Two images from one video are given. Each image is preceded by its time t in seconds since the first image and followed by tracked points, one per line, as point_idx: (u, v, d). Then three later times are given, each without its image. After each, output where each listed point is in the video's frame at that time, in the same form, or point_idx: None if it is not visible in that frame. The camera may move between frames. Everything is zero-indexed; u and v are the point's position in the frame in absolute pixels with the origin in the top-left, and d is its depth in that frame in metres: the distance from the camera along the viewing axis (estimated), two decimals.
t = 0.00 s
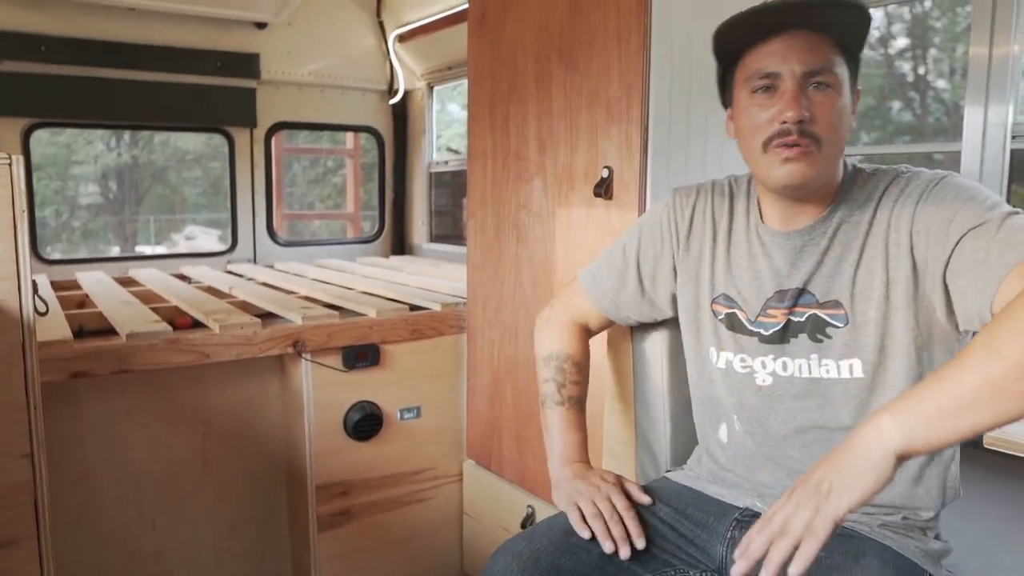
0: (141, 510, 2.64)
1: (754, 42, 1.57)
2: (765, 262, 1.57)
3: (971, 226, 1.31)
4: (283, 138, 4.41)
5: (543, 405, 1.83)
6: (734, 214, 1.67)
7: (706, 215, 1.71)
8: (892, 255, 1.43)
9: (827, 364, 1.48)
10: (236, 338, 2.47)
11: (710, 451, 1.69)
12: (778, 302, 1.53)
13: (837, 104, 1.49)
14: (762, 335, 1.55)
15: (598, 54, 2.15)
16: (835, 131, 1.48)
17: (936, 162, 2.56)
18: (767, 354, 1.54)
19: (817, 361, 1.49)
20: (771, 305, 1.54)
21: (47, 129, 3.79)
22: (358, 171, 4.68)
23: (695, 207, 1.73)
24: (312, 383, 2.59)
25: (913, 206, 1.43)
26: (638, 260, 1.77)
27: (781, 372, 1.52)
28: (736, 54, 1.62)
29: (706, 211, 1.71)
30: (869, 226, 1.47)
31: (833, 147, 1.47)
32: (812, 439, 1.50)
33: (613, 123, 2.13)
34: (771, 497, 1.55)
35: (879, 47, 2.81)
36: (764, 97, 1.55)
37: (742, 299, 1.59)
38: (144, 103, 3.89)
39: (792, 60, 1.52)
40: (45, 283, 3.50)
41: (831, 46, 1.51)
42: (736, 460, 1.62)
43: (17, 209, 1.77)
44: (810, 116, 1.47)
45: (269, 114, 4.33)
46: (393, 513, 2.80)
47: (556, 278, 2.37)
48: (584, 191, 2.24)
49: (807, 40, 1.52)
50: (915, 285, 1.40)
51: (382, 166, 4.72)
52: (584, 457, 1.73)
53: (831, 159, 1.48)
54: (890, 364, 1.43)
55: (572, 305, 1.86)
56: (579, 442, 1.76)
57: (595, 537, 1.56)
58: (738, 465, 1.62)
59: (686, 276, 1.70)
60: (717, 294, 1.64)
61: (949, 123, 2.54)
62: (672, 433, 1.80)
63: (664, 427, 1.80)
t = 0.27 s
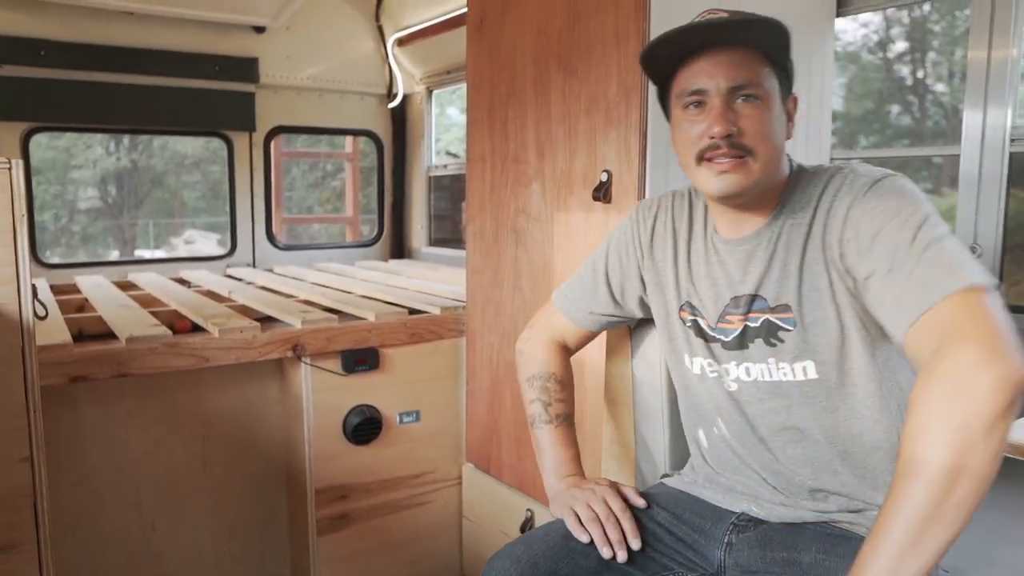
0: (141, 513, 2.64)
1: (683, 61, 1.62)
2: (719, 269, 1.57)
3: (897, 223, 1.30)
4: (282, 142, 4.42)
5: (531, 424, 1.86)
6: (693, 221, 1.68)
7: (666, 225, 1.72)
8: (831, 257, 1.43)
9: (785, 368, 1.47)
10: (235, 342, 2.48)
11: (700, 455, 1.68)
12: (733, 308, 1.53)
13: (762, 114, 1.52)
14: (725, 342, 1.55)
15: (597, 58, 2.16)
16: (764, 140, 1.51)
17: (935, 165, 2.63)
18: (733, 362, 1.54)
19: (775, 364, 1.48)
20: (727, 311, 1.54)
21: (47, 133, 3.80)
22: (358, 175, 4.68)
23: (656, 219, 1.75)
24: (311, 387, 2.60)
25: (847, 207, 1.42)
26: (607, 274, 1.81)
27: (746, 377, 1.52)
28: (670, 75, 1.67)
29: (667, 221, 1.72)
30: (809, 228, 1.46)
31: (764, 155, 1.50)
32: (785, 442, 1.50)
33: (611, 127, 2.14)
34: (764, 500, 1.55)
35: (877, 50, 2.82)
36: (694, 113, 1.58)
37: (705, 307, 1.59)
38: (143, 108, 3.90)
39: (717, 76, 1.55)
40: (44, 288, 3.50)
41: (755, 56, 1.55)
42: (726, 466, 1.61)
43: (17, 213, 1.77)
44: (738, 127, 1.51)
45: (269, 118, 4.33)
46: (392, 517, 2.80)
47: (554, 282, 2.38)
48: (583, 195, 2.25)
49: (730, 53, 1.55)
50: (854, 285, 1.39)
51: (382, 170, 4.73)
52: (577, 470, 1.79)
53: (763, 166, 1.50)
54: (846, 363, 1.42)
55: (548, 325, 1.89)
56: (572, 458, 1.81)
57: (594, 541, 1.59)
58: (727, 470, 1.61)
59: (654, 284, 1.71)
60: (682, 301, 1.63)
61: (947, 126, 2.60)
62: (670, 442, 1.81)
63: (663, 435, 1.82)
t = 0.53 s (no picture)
0: (141, 515, 2.63)
1: (624, 88, 1.64)
2: (686, 278, 1.60)
3: (825, 216, 1.34)
4: (283, 143, 4.42)
5: (536, 441, 1.88)
6: (659, 235, 1.70)
7: (637, 244, 1.74)
8: (771, 253, 1.46)
9: (749, 368, 1.49)
10: (236, 343, 2.48)
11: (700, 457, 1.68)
12: (702, 316, 1.55)
13: (697, 136, 1.54)
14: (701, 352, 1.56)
15: (597, 59, 2.16)
16: (701, 161, 1.52)
17: (936, 167, 2.64)
18: (708, 369, 1.56)
19: (741, 367, 1.50)
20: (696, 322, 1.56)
21: (48, 135, 3.80)
22: (359, 177, 4.68)
23: (629, 240, 1.77)
24: (313, 389, 2.59)
25: (779, 204, 1.46)
26: (591, 296, 1.86)
27: (719, 386, 1.54)
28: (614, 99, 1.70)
29: (639, 238, 1.74)
30: (749, 227, 1.50)
31: (703, 177, 1.51)
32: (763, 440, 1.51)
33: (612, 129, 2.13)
34: (765, 500, 1.54)
35: (878, 51, 2.81)
36: (635, 142, 1.61)
37: (681, 317, 1.60)
38: (144, 109, 3.90)
39: (652, 103, 1.57)
40: (46, 289, 3.50)
41: (688, 81, 1.55)
42: (723, 468, 1.62)
43: (19, 215, 1.77)
44: (679, 151, 1.53)
45: (270, 120, 4.33)
46: (392, 518, 2.80)
47: (555, 283, 2.38)
48: (584, 196, 2.24)
49: (664, 81, 1.56)
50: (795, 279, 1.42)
51: (382, 172, 4.72)
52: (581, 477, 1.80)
53: (703, 188, 1.51)
54: (802, 353, 1.44)
55: (546, 353, 1.95)
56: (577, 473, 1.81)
57: (595, 539, 1.61)
58: (726, 472, 1.61)
59: (631, 302, 1.73)
60: (660, 315, 1.64)
61: (949, 127, 2.61)
62: (668, 441, 1.95)
63: (663, 433, 1.96)
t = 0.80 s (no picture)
0: (141, 514, 2.63)
1: (602, 100, 1.64)
2: (682, 281, 1.59)
3: (820, 213, 1.33)
4: (284, 143, 4.42)
5: (532, 440, 1.89)
6: (651, 239, 1.70)
7: (629, 248, 1.74)
8: (764, 253, 1.45)
9: (749, 366, 1.48)
10: (238, 343, 2.48)
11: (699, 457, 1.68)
12: (700, 318, 1.54)
13: (680, 137, 1.53)
14: (700, 354, 1.55)
15: (599, 59, 2.15)
16: (687, 161, 1.51)
17: (937, 167, 2.63)
18: (706, 373, 1.55)
19: (741, 365, 1.49)
20: (695, 325, 1.55)
21: (49, 134, 3.80)
22: (360, 177, 4.68)
23: (620, 246, 1.77)
24: (314, 389, 2.59)
25: (772, 201, 1.44)
26: (580, 298, 1.86)
27: (719, 388, 1.53)
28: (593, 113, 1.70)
29: (630, 244, 1.74)
30: (743, 227, 1.49)
31: (690, 178, 1.50)
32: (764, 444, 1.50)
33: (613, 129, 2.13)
34: (766, 503, 1.54)
35: (880, 52, 2.81)
36: (618, 152, 1.60)
37: (676, 323, 1.60)
38: (145, 109, 3.90)
39: (631, 111, 1.57)
40: (47, 289, 3.50)
41: (663, 85, 1.56)
42: (722, 469, 1.62)
43: (19, 214, 1.77)
44: (663, 154, 1.52)
45: (271, 119, 4.33)
46: (393, 518, 2.79)
47: (556, 283, 2.37)
48: (586, 196, 2.24)
49: (641, 87, 1.57)
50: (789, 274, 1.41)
51: (383, 172, 4.72)
52: (580, 474, 1.83)
53: (691, 188, 1.50)
54: (796, 351, 1.44)
55: (535, 348, 1.95)
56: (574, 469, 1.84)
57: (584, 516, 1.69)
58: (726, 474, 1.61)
59: (626, 307, 1.73)
60: (655, 324, 1.65)
61: (950, 128, 2.61)
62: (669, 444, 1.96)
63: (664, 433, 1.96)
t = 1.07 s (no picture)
0: (140, 513, 2.63)
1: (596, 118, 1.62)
2: (677, 285, 1.60)
3: (811, 221, 1.32)
4: (284, 142, 4.41)
5: (547, 451, 1.89)
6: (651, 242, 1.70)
7: (631, 253, 1.74)
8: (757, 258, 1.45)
9: (739, 370, 1.48)
10: (236, 341, 2.47)
11: (701, 457, 1.68)
12: (695, 321, 1.55)
13: (677, 152, 1.52)
14: (693, 357, 1.56)
15: (599, 57, 2.15)
16: (686, 178, 1.50)
17: (936, 167, 2.63)
18: (700, 376, 1.56)
19: (733, 369, 1.49)
20: (689, 327, 1.56)
21: (48, 132, 3.79)
22: (359, 176, 4.68)
23: (624, 253, 1.76)
24: (313, 387, 2.59)
25: (766, 207, 1.44)
26: (586, 305, 1.86)
27: (712, 391, 1.54)
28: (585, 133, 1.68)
29: (633, 251, 1.74)
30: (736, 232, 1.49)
31: (690, 195, 1.50)
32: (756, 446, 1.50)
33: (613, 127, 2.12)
34: (769, 503, 1.54)
35: (879, 52, 2.80)
36: (616, 170, 1.59)
37: (672, 325, 1.61)
38: (143, 107, 3.89)
39: (626, 128, 1.55)
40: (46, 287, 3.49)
41: (657, 101, 1.53)
42: (724, 469, 1.62)
43: (18, 212, 1.76)
44: (663, 172, 1.51)
45: (270, 118, 4.33)
46: (392, 517, 2.79)
47: (555, 282, 2.37)
48: (585, 195, 2.23)
49: (635, 106, 1.54)
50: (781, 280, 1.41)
51: (382, 171, 4.72)
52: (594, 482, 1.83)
53: (692, 205, 1.50)
54: (787, 354, 1.44)
55: (551, 366, 1.95)
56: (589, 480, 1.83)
57: (594, 519, 1.68)
58: (727, 473, 1.61)
59: (628, 312, 1.73)
60: (653, 327, 1.65)
61: (949, 128, 2.61)
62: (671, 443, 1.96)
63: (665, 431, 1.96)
